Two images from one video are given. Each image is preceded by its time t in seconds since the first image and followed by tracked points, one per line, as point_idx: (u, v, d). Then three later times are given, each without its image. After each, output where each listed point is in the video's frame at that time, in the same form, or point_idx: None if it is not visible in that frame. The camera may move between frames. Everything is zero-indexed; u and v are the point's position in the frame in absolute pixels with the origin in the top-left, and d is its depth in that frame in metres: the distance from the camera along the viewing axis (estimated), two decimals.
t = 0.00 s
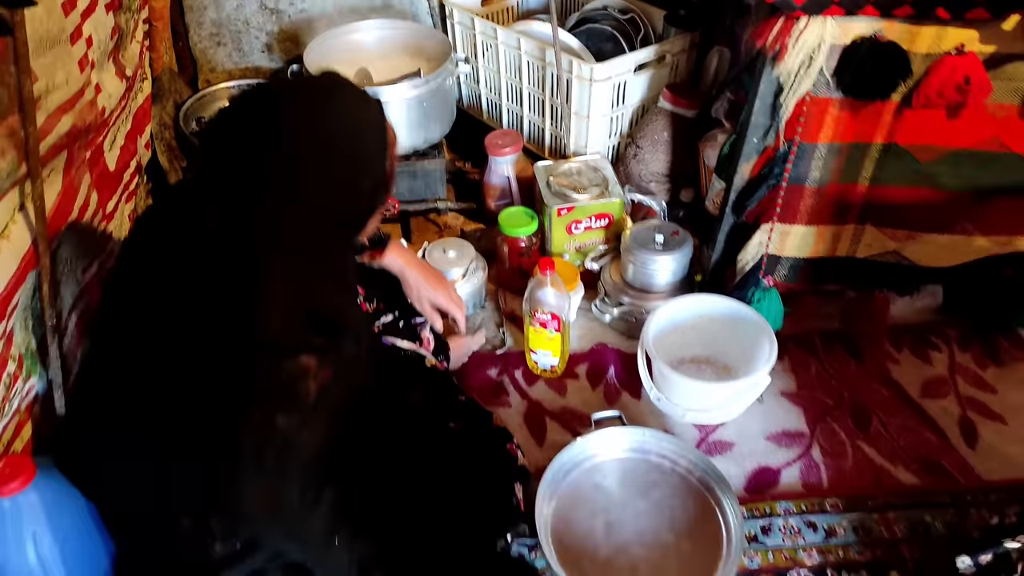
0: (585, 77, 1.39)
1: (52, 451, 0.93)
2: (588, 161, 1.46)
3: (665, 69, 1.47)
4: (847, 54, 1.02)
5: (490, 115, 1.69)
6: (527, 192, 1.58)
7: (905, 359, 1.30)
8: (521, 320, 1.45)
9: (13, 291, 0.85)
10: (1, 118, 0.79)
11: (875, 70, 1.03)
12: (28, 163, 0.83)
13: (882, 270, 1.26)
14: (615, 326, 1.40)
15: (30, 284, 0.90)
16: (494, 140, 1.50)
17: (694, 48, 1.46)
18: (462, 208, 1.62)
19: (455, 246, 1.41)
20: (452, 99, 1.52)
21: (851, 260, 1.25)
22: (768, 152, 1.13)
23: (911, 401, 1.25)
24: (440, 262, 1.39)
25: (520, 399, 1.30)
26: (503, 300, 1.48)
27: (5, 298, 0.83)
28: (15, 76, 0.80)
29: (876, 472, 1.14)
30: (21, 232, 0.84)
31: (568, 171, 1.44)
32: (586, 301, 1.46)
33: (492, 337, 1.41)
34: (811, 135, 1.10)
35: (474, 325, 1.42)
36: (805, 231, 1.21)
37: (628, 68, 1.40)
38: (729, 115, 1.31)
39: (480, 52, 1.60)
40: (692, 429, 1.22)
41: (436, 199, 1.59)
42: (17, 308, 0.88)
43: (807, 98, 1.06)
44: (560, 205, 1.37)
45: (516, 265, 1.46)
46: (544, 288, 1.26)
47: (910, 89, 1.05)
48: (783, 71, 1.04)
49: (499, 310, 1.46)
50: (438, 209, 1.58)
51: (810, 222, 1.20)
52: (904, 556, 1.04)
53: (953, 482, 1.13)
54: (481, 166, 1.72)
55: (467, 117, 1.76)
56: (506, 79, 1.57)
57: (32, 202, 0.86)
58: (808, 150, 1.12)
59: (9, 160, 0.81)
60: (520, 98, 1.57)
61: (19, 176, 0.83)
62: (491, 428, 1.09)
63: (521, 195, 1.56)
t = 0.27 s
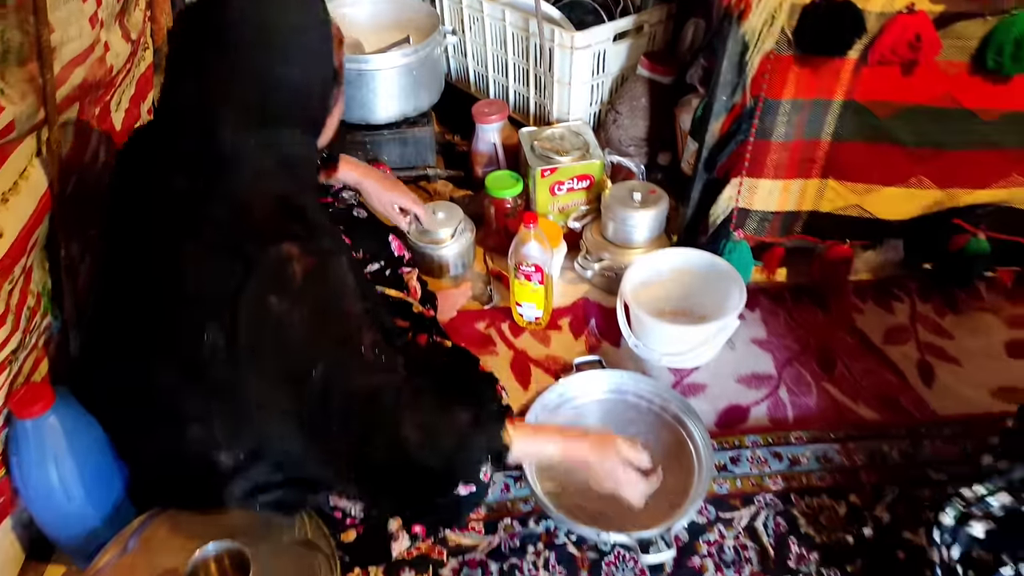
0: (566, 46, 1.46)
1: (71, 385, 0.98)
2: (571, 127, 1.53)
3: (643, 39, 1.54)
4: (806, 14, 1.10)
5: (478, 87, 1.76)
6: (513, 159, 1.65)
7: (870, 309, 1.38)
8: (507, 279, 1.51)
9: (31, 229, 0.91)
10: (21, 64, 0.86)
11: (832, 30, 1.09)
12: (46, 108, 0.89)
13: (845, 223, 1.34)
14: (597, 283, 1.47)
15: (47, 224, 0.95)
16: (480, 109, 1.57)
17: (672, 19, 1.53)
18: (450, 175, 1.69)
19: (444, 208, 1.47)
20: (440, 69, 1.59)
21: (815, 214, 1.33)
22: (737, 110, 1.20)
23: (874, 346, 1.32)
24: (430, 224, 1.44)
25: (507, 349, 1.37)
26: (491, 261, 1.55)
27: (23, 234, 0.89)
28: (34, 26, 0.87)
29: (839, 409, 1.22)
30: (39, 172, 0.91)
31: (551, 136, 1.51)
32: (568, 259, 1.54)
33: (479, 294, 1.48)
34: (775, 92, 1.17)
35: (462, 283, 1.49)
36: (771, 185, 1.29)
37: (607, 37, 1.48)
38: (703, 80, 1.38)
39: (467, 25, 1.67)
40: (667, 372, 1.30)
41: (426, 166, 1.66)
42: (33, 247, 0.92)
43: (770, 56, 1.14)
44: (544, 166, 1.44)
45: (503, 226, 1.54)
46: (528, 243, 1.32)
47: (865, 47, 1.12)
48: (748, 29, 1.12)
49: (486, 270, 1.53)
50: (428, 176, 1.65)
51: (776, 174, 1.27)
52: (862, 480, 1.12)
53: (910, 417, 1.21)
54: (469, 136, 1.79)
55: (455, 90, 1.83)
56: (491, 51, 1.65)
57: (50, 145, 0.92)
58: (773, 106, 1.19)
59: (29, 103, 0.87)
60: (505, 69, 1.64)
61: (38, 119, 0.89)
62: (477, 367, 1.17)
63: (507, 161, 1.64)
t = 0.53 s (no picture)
0: (542, 30, 1.55)
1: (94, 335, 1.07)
2: (549, 107, 1.62)
3: (616, 23, 1.63)
4: None
5: (461, 71, 1.85)
6: (495, 139, 1.74)
7: (828, 273, 1.47)
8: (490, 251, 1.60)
9: (51, 194, 0.99)
10: (43, 41, 0.94)
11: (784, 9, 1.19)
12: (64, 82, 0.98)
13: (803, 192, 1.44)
14: (574, 253, 1.56)
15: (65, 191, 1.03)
16: (464, 91, 1.66)
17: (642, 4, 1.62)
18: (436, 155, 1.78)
19: (429, 184, 1.56)
20: (425, 54, 1.68)
21: (776, 183, 1.43)
22: (700, 84, 1.32)
23: (830, 305, 1.42)
24: (417, 199, 1.54)
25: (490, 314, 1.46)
26: (475, 235, 1.64)
27: (44, 198, 0.97)
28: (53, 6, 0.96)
29: (797, 361, 1.32)
30: (58, 142, 1.00)
31: (530, 115, 1.60)
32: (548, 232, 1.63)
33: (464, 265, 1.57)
34: (734, 66, 1.26)
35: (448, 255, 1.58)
36: (733, 157, 1.38)
37: (582, 21, 1.57)
38: (671, 60, 1.47)
39: (450, 12, 1.76)
40: (639, 330, 1.40)
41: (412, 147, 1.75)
42: (53, 211, 1.01)
43: (729, 32, 1.23)
44: (524, 143, 1.53)
45: (486, 202, 1.63)
46: (509, 213, 1.42)
47: (815, 25, 1.22)
48: (708, 8, 1.22)
49: (470, 244, 1.63)
50: (414, 156, 1.74)
51: (737, 147, 1.37)
52: (816, 423, 1.22)
53: (862, 366, 1.31)
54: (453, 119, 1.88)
55: (440, 75, 1.91)
56: (473, 37, 1.74)
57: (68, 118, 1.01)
58: (733, 81, 1.28)
59: (49, 77, 0.96)
60: (487, 54, 1.73)
61: (58, 93, 0.98)
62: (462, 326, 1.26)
63: (489, 141, 1.73)
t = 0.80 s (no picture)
0: (515, 29, 1.65)
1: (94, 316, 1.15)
2: (523, 101, 1.72)
3: (584, 22, 1.73)
4: None
5: (440, 69, 1.94)
6: (473, 133, 1.84)
7: (784, 254, 1.57)
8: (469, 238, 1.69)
9: (60, 182, 1.08)
10: (52, 40, 1.04)
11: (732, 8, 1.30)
12: (72, 78, 1.07)
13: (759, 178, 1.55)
14: (549, 238, 1.66)
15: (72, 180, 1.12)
16: (442, 88, 1.76)
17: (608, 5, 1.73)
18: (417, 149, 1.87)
19: (411, 175, 1.65)
20: (405, 53, 1.77)
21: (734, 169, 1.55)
22: (661, 76, 1.42)
23: (786, 283, 1.52)
24: (399, 188, 1.63)
25: (469, 296, 1.56)
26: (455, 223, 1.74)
27: (54, 184, 1.06)
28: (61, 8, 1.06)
29: (753, 334, 1.43)
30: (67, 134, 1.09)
31: (505, 109, 1.69)
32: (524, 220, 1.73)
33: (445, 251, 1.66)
34: (689, 60, 1.38)
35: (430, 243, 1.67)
36: (691, 144, 1.50)
37: (551, 20, 1.67)
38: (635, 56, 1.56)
39: (429, 13, 1.85)
40: (609, 308, 1.50)
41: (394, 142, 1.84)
42: (61, 198, 1.09)
43: (683, 29, 1.34)
44: (499, 135, 1.62)
45: (464, 192, 1.72)
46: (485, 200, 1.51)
47: (761, 21, 1.33)
48: (663, 7, 1.33)
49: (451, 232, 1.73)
50: (397, 150, 1.84)
51: (695, 136, 1.49)
52: (770, 388, 1.33)
53: (814, 337, 1.42)
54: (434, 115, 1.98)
55: (421, 73, 2.01)
56: (451, 36, 1.83)
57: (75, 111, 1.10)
58: (689, 73, 1.40)
59: (58, 73, 1.05)
60: (464, 52, 1.83)
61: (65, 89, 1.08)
62: (441, 303, 1.35)
63: (467, 135, 1.82)
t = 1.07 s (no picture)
0: (497, 57, 1.76)
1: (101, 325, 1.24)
2: (505, 125, 1.82)
3: (562, 51, 1.84)
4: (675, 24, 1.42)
5: (428, 95, 2.05)
6: (459, 155, 1.94)
7: (750, 267, 1.65)
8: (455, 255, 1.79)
9: (72, 201, 1.17)
10: (67, 72, 1.14)
11: (693, 37, 1.43)
12: (84, 106, 1.17)
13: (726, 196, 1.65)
14: (529, 254, 1.76)
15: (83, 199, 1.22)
16: (429, 113, 1.86)
17: (585, 36, 1.84)
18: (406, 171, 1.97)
19: (400, 196, 1.75)
20: (394, 80, 1.88)
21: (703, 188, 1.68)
22: (630, 102, 1.50)
23: (752, 294, 1.61)
24: (389, 208, 1.72)
25: (454, 308, 1.65)
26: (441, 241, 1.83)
27: (66, 203, 1.16)
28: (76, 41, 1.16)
29: (720, 342, 1.52)
30: (78, 157, 1.18)
31: (489, 132, 1.80)
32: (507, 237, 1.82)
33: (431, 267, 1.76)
34: (655, 87, 1.49)
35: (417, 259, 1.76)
36: (660, 165, 1.62)
37: (531, 49, 1.78)
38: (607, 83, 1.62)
39: (417, 43, 1.97)
40: (585, 319, 1.59)
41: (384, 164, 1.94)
42: (73, 217, 1.19)
43: (649, 57, 1.45)
44: (482, 156, 1.72)
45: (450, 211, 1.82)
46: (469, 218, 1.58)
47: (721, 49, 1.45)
48: (630, 37, 1.41)
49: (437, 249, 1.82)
50: (386, 172, 1.94)
51: (664, 157, 1.61)
52: (734, 392, 1.41)
53: (776, 344, 1.51)
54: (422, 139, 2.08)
55: (410, 99, 2.12)
56: (438, 64, 1.94)
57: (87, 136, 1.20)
58: (656, 98, 1.51)
59: (72, 102, 1.15)
60: (450, 79, 1.94)
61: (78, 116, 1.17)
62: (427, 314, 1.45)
63: (453, 157, 1.92)
